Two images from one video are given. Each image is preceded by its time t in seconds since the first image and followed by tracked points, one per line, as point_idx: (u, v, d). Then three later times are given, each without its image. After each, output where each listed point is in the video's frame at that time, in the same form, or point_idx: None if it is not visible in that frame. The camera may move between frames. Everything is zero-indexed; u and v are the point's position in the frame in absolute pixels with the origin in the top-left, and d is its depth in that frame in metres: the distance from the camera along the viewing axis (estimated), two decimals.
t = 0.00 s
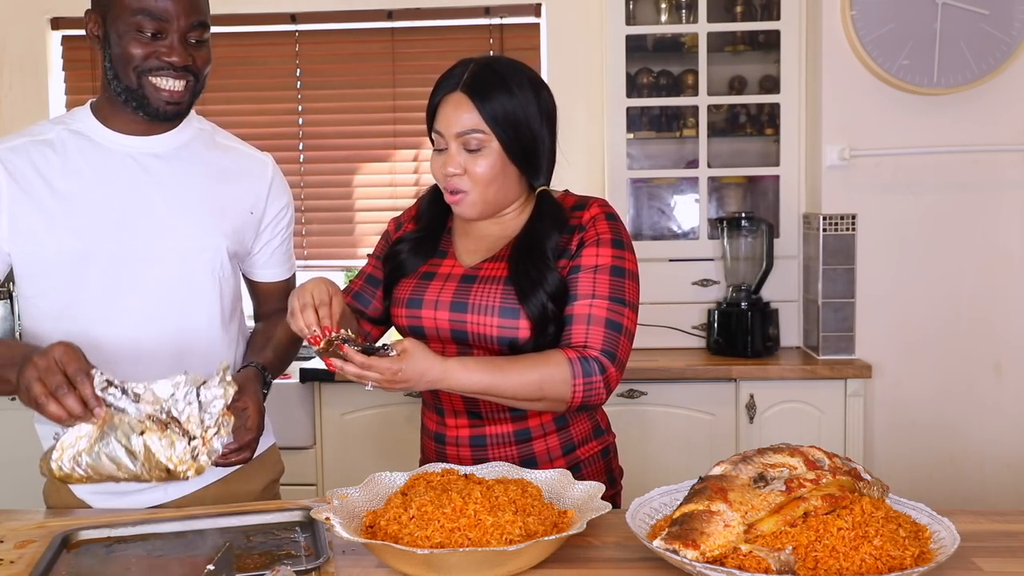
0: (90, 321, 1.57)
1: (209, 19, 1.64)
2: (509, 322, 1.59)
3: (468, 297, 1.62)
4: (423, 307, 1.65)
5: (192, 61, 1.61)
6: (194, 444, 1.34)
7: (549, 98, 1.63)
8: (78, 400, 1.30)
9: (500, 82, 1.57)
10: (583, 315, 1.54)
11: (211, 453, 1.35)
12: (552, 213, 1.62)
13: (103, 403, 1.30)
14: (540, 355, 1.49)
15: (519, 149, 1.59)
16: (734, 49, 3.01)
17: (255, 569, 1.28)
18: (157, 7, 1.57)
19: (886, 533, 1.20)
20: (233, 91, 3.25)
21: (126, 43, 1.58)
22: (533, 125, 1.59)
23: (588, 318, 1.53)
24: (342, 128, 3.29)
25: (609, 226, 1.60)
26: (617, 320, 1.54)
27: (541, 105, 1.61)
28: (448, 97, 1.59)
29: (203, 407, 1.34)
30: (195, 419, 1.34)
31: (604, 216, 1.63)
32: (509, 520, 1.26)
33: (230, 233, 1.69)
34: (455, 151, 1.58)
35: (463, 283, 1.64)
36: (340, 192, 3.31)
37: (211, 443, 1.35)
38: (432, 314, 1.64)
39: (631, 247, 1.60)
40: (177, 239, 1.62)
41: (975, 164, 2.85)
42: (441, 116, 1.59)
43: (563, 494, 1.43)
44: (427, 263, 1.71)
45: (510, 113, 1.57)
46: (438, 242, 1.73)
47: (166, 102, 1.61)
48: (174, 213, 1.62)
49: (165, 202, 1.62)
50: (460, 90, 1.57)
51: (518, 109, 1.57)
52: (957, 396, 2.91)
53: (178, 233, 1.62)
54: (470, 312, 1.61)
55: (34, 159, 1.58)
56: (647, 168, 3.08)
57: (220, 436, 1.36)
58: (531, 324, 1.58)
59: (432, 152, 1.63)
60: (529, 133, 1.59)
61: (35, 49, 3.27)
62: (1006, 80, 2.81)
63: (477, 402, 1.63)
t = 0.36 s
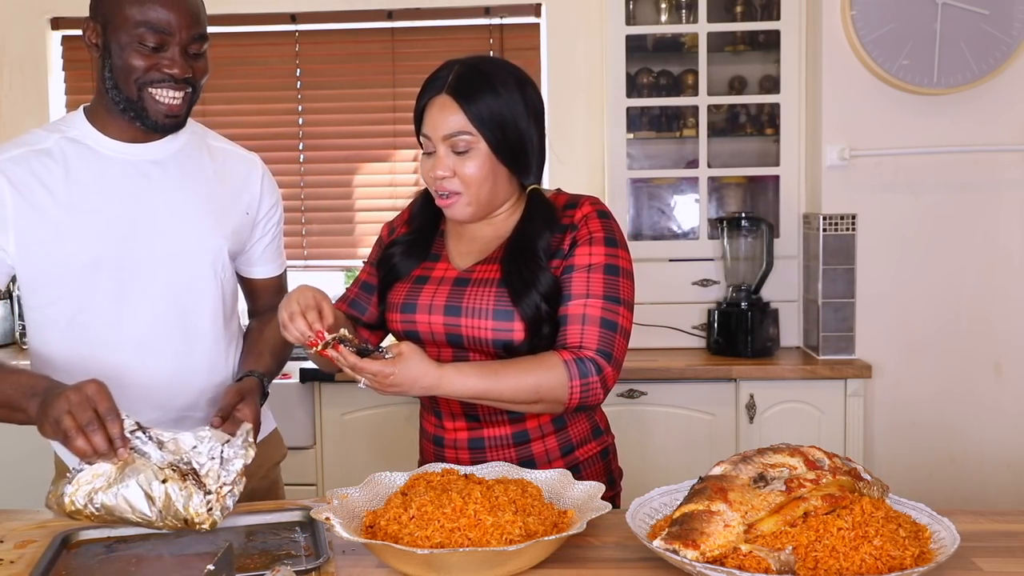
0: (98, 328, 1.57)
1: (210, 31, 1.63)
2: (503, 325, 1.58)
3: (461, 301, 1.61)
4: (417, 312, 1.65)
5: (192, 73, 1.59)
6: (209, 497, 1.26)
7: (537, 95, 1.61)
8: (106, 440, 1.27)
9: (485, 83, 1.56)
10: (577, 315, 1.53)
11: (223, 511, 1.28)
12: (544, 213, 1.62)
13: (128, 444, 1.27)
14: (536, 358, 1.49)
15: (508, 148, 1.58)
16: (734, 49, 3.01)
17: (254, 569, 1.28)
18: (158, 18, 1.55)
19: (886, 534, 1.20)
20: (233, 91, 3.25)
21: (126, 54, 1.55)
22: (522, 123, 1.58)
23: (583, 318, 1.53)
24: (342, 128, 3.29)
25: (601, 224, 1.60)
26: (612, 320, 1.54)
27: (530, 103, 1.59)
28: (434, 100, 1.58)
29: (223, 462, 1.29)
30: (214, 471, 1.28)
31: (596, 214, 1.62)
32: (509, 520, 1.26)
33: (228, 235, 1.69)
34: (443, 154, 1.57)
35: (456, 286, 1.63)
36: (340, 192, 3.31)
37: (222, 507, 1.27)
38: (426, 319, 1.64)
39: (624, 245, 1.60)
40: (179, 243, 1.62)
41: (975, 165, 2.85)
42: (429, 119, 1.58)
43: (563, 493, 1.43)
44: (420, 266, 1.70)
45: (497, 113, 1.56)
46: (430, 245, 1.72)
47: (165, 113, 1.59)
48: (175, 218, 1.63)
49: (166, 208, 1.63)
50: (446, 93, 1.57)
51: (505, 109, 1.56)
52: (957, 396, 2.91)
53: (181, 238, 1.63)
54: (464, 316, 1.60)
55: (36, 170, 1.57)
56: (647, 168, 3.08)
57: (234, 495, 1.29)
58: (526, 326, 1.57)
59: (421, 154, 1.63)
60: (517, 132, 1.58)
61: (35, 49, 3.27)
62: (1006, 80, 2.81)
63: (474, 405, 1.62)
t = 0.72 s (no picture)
0: (120, 326, 1.58)
1: (226, 38, 1.61)
2: (501, 330, 1.58)
3: (457, 309, 1.61)
4: (413, 323, 1.64)
5: (203, 81, 1.58)
6: (183, 428, 1.29)
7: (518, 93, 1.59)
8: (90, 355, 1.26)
9: (465, 84, 1.54)
10: (575, 315, 1.53)
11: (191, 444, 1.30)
12: (530, 213, 1.61)
13: (113, 363, 1.27)
14: (536, 360, 1.49)
15: (490, 149, 1.56)
16: (734, 49, 3.01)
17: (254, 569, 1.28)
18: (172, 26, 1.54)
19: (886, 534, 1.20)
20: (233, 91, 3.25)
21: (141, 59, 1.55)
22: (502, 125, 1.56)
23: (581, 317, 1.53)
24: (342, 128, 3.29)
25: (591, 220, 1.60)
26: (610, 316, 1.54)
27: (509, 105, 1.57)
28: (414, 103, 1.57)
29: (201, 400, 1.32)
30: (188, 405, 1.30)
31: (586, 210, 1.62)
32: (509, 520, 1.26)
33: (245, 239, 1.69)
34: (424, 157, 1.55)
35: (451, 295, 1.63)
36: (340, 192, 3.31)
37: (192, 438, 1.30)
38: (423, 329, 1.63)
39: (617, 239, 1.60)
40: (199, 246, 1.63)
41: (975, 165, 2.85)
42: (409, 122, 1.57)
43: (563, 493, 1.43)
44: (412, 275, 1.70)
45: (476, 113, 1.54)
46: (420, 252, 1.71)
47: (176, 119, 1.59)
48: (196, 223, 1.63)
49: (188, 212, 1.63)
50: (425, 96, 1.55)
51: (484, 111, 1.55)
52: (957, 396, 2.91)
53: (202, 243, 1.63)
54: (461, 323, 1.60)
55: (64, 167, 1.57)
56: (647, 168, 3.08)
57: (204, 433, 1.32)
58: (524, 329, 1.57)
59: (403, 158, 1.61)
60: (498, 132, 1.56)
61: (35, 49, 3.27)
62: (1006, 81, 2.81)
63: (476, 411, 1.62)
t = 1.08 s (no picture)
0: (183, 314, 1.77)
1: (283, 67, 1.82)
2: (496, 341, 1.57)
3: (450, 322, 1.59)
4: (409, 338, 1.63)
5: (259, 102, 1.79)
6: (170, 340, 1.29)
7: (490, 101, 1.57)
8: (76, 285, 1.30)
9: (436, 89, 1.52)
10: (569, 316, 1.51)
11: (185, 353, 1.30)
12: (506, 218, 1.58)
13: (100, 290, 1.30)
14: (537, 362, 1.48)
15: (461, 154, 1.53)
16: (735, 49, 3.01)
17: (256, 569, 1.28)
18: (238, 52, 1.75)
19: (886, 533, 1.20)
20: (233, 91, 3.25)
21: (206, 78, 1.76)
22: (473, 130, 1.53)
23: (575, 318, 1.50)
24: (342, 129, 3.29)
25: (574, 218, 1.56)
26: (605, 313, 1.51)
27: (481, 111, 1.54)
28: (386, 109, 1.55)
29: (184, 308, 1.29)
30: (173, 316, 1.29)
31: (567, 207, 1.59)
32: (509, 520, 1.26)
33: (289, 246, 1.90)
34: (394, 163, 1.53)
35: (442, 308, 1.61)
36: (340, 192, 3.31)
37: (182, 346, 1.29)
38: (419, 344, 1.62)
39: (602, 234, 1.57)
40: (253, 251, 1.83)
41: (975, 165, 2.85)
42: (380, 129, 1.55)
43: (564, 493, 1.43)
44: (403, 288, 1.69)
45: (447, 118, 1.51)
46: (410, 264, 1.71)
47: (232, 135, 1.79)
48: (250, 231, 1.83)
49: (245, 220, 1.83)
50: (396, 101, 1.53)
51: (455, 116, 1.52)
52: (956, 396, 2.91)
53: (255, 248, 1.83)
54: (455, 337, 1.59)
55: (141, 173, 1.76)
56: (647, 168, 3.08)
57: (197, 342, 1.31)
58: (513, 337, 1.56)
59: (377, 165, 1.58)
60: (469, 138, 1.53)
61: (35, 49, 3.27)
62: (1005, 81, 2.81)
63: (480, 418, 1.62)
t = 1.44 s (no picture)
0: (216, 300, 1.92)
1: (315, 75, 1.93)
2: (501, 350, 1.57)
3: (455, 331, 1.59)
4: (413, 348, 1.63)
5: (291, 105, 1.90)
6: (196, 377, 1.41)
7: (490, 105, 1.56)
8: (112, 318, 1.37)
9: (434, 103, 1.50)
10: (576, 320, 1.49)
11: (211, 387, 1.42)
12: (508, 225, 1.56)
13: (131, 324, 1.37)
14: (546, 366, 1.46)
15: (463, 166, 1.52)
16: (734, 49, 3.01)
17: (256, 569, 1.28)
18: (274, 58, 1.87)
19: (886, 534, 1.20)
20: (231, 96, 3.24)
21: (244, 81, 1.87)
22: (474, 141, 1.52)
23: (583, 322, 1.49)
24: (342, 128, 3.29)
25: (577, 221, 1.55)
26: (613, 315, 1.50)
27: (479, 121, 1.53)
28: (383, 125, 1.52)
29: (212, 345, 1.40)
30: (201, 353, 1.40)
31: (569, 210, 1.57)
32: (509, 520, 1.26)
33: (315, 243, 2.03)
34: (397, 180, 1.50)
35: (445, 317, 1.60)
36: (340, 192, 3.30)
37: (209, 382, 1.42)
38: (423, 353, 1.62)
39: (606, 235, 1.55)
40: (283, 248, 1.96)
41: (975, 164, 2.85)
42: (379, 146, 1.52)
43: (564, 493, 1.43)
44: (405, 298, 1.68)
45: (448, 132, 1.50)
46: (410, 274, 1.69)
47: (265, 136, 1.90)
48: (279, 229, 1.96)
49: (274, 219, 1.96)
50: (394, 117, 1.51)
51: (456, 129, 1.50)
52: (956, 396, 2.91)
53: (283, 246, 1.96)
54: (460, 346, 1.59)
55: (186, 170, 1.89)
56: (647, 168, 3.08)
57: (221, 373, 1.42)
58: (517, 345, 1.55)
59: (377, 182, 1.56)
60: (470, 148, 1.52)
61: (35, 49, 3.28)
62: (1005, 81, 2.81)
63: (487, 426, 1.62)
